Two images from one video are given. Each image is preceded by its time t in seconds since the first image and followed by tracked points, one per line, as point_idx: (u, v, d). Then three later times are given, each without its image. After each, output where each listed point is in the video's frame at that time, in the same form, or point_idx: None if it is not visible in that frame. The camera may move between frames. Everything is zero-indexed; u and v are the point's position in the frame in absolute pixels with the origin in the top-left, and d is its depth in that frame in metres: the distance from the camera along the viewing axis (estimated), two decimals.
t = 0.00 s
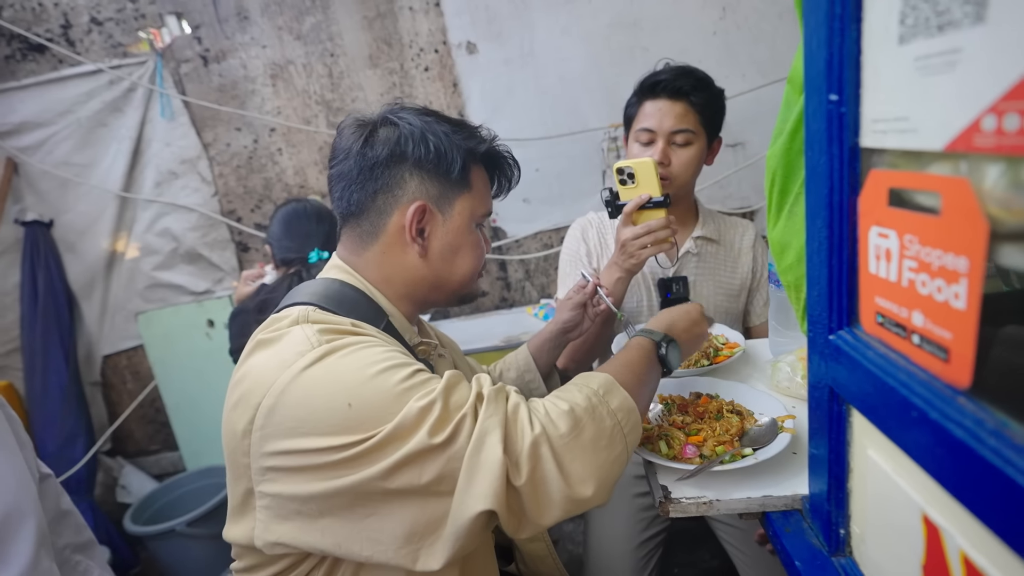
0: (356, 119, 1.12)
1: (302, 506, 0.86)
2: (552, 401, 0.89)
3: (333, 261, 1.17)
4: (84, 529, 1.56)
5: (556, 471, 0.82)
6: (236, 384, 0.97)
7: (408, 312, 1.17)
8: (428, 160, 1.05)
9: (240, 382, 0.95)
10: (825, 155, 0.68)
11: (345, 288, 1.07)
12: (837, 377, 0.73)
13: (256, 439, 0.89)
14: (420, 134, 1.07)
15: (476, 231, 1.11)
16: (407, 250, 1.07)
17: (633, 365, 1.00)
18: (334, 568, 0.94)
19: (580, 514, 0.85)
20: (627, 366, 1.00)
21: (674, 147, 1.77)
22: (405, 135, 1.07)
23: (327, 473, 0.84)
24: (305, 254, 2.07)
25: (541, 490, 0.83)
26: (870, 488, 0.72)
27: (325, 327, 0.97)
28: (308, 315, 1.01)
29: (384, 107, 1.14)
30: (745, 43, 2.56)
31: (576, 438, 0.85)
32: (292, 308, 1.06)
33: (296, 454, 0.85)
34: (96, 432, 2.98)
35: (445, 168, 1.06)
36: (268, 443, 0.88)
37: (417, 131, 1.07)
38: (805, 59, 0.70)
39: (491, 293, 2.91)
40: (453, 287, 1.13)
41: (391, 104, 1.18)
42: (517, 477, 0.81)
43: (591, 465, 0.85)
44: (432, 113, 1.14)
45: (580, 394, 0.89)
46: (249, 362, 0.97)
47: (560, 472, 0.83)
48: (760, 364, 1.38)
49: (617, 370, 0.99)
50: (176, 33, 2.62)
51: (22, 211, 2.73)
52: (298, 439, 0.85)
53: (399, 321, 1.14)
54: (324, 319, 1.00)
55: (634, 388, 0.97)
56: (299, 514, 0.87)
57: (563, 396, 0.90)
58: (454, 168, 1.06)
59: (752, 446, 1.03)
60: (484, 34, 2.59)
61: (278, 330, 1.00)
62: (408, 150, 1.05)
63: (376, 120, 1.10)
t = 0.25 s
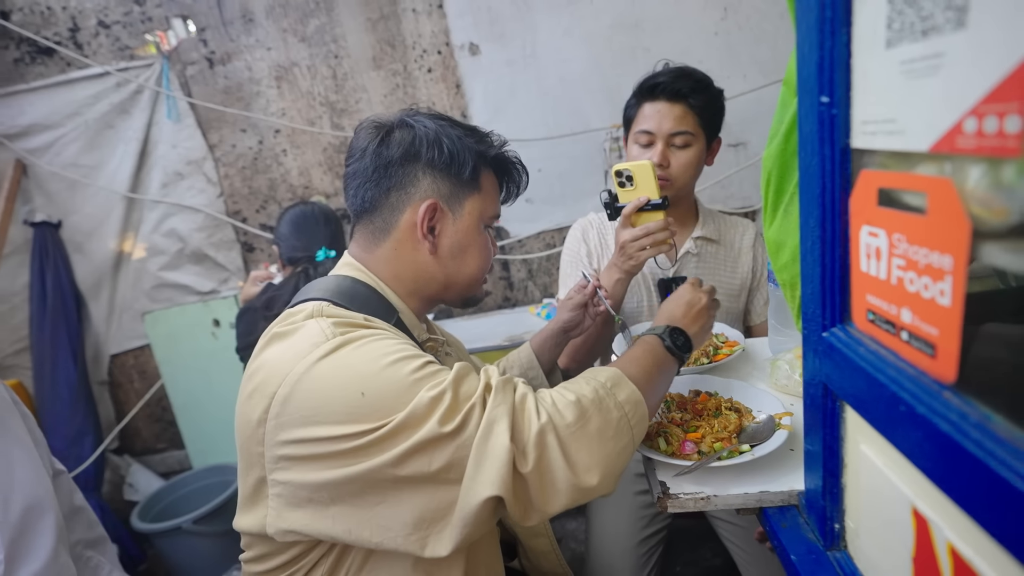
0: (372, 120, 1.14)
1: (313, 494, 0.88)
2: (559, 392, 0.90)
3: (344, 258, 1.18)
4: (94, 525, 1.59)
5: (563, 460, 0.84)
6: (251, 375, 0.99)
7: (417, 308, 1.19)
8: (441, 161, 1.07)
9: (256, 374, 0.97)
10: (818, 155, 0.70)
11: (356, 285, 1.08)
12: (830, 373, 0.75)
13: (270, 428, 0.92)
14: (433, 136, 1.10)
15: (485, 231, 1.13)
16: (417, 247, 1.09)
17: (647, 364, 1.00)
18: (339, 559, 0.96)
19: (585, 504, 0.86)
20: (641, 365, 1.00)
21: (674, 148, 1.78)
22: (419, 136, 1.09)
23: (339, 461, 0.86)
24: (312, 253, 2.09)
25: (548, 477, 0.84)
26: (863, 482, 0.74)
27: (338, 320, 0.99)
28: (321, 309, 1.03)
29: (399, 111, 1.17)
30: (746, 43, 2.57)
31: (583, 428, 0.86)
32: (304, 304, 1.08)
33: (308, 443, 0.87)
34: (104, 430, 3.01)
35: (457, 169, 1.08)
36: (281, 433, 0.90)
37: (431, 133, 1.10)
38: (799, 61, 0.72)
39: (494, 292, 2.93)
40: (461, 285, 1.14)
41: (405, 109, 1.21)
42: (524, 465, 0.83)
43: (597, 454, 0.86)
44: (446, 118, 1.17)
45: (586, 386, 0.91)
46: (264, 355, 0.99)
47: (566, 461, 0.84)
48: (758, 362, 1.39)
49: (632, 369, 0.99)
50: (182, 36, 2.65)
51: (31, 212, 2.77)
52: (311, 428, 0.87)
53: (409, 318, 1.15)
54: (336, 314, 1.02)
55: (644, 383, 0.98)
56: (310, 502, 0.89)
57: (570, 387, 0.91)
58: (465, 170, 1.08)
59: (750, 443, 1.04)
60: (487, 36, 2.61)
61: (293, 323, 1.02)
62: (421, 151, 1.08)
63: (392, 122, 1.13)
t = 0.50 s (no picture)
0: (376, 123, 1.15)
1: (320, 490, 0.89)
2: (563, 390, 0.91)
3: (348, 258, 1.20)
4: (103, 522, 1.60)
5: (568, 457, 0.84)
6: (259, 372, 1.00)
7: (423, 308, 1.19)
8: (444, 161, 1.08)
9: (263, 371, 0.98)
10: (817, 155, 0.70)
11: (361, 284, 1.09)
12: (831, 373, 0.75)
13: (277, 425, 0.92)
14: (437, 137, 1.11)
15: (488, 231, 1.14)
16: (421, 246, 1.10)
17: (648, 363, 1.02)
18: (344, 556, 0.97)
19: (589, 501, 0.87)
20: (642, 365, 1.01)
21: (676, 146, 1.79)
22: (423, 137, 1.10)
23: (346, 457, 0.86)
24: (320, 253, 2.10)
25: (552, 474, 0.85)
26: (864, 481, 0.74)
27: (344, 318, 1.00)
28: (329, 308, 1.04)
29: (404, 113, 1.18)
30: (751, 42, 2.56)
31: (587, 425, 0.87)
32: (310, 303, 1.09)
33: (315, 439, 0.88)
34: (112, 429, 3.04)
35: (460, 170, 1.08)
36: (288, 429, 0.91)
37: (435, 134, 1.10)
38: (798, 61, 0.72)
39: (499, 292, 2.94)
40: (465, 285, 1.14)
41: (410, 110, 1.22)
42: (530, 462, 0.83)
43: (601, 452, 0.87)
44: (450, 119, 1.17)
45: (590, 384, 0.92)
46: (272, 352, 1.00)
47: (570, 459, 0.85)
48: (761, 362, 1.39)
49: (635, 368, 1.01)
50: (189, 38, 2.67)
51: (41, 214, 2.80)
52: (318, 424, 0.88)
53: (414, 317, 1.15)
54: (343, 312, 1.03)
55: (647, 381, 0.99)
56: (317, 497, 0.90)
57: (574, 386, 0.92)
58: (468, 170, 1.09)
59: (753, 442, 1.05)
60: (491, 37, 2.62)
61: (301, 322, 1.03)
62: (425, 152, 1.09)
63: (396, 124, 1.14)
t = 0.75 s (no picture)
0: (379, 124, 1.15)
1: (317, 494, 0.89)
2: (560, 398, 0.90)
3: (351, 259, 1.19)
4: (108, 524, 1.61)
5: (563, 467, 0.84)
6: (258, 374, 1.00)
7: (424, 309, 1.19)
8: (445, 162, 1.08)
9: (262, 373, 0.98)
10: (824, 156, 0.69)
11: (363, 285, 1.09)
12: (838, 376, 0.74)
13: (275, 428, 0.92)
14: (438, 139, 1.10)
15: (489, 233, 1.13)
16: (422, 248, 1.09)
17: (646, 365, 1.01)
18: (346, 559, 0.97)
19: (587, 510, 0.86)
20: (639, 367, 1.01)
21: (673, 147, 1.78)
22: (424, 138, 1.10)
23: (344, 461, 0.86)
24: (328, 256, 2.11)
25: (547, 483, 0.84)
26: (870, 485, 0.73)
27: (342, 322, 1.00)
28: (327, 310, 1.04)
29: (407, 114, 1.18)
30: (756, 41, 2.55)
31: (583, 434, 0.86)
32: (311, 305, 1.09)
33: (314, 443, 0.88)
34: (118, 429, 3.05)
35: (462, 171, 1.08)
36: (286, 431, 0.91)
37: (437, 135, 1.10)
38: (804, 62, 0.72)
39: (503, 293, 2.94)
40: (466, 287, 1.14)
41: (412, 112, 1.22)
42: (524, 471, 0.83)
43: (598, 461, 0.86)
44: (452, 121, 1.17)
45: (587, 392, 0.91)
46: (272, 354, 1.00)
47: (566, 468, 0.84)
48: (766, 363, 1.38)
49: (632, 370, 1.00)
50: (193, 40, 2.67)
51: (47, 215, 2.81)
52: (316, 429, 0.88)
53: (416, 319, 1.15)
54: (342, 314, 1.03)
55: (642, 384, 0.99)
56: (315, 501, 0.90)
57: (571, 393, 0.91)
58: (469, 172, 1.08)
59: (758, 444, 1.04)
60: (495, 37, 2.61)
61: (299, 324, 1.03)
62: (426, 153, 1.08)
63: (398, 125, 1.14)
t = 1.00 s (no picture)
0: (388, 124, 1.15)
1: (319, 497, 0.88)
2: (562, 400, 0.89)
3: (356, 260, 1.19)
4: (111, 525, 1.61)
5: (565, 470, 0.83)
6: (260, 376, 0.99)
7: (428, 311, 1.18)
8: (453, 165, 1.07)
9: (263, 374, 0.98)
10: (834, 157, 0.68)
11: (367, 288, 1.09)
12: (847, 379, 0.73)
13: (277, 430, 0.92)
14: (447, 141, 1.10)
15: (494, 236, 1.12)
16: (426, 249, 1.09)
17: (650, 369, 1.00)
18: (349, 563, 0.96)
19: (590, 515, 0.85)
20: (643, 371, 0.99)
21: (670, 149, 1.77)
22: (433, 140, 1.09)
23: (346, 464, 0.86)
24: (335, 256, 2.10)
25: (549, 487, 0.84)
26: (881, 490, 0.72)
27: (344, 323, 1.00)
28: (330, 312, 1.03)
29: (416, 115, 1.17)
30: (761, 41, 2.54)
31: (586, 436, 0.85)
32: (314, 307, 1.08)
33: (316, 445, 0.87)
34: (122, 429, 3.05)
35: (469, 174, 1.07)
36: (288, 434, 0.90)
37: (445, 137, 1.10)
38: (814, 61, 0.71)
39: (506, 294, 2.93)
40: (470, 290, 1.12)
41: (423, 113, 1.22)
42: (524, 474, 0.82)
43: (601, 464, 0.85)
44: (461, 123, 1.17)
45: (590, 394, 0.90)
46: (273, 356, 1.00)
47: (569, 471, 0.83)
48: (773, 365, 1.37)
49: (636, 374, 0.99)
50: (197, 40, 2.68)
51: (51, 215, 2.82)
52: (317, 432, 0.87)
53: (420, 320, 1.14)
54: (344, 316, 1.02)
55: (647, 388, 0.98)
56: (316, 504, 0.89)
57: (574, 395, 0.91)
58: (477, 175, 1.08)
59: (765, 447, 1.03)
60: (498, 37, 2.61)
61: (301, 325, 1.02)
62: (434, 155, 1.08)
63: (407, 126, 1.14)
